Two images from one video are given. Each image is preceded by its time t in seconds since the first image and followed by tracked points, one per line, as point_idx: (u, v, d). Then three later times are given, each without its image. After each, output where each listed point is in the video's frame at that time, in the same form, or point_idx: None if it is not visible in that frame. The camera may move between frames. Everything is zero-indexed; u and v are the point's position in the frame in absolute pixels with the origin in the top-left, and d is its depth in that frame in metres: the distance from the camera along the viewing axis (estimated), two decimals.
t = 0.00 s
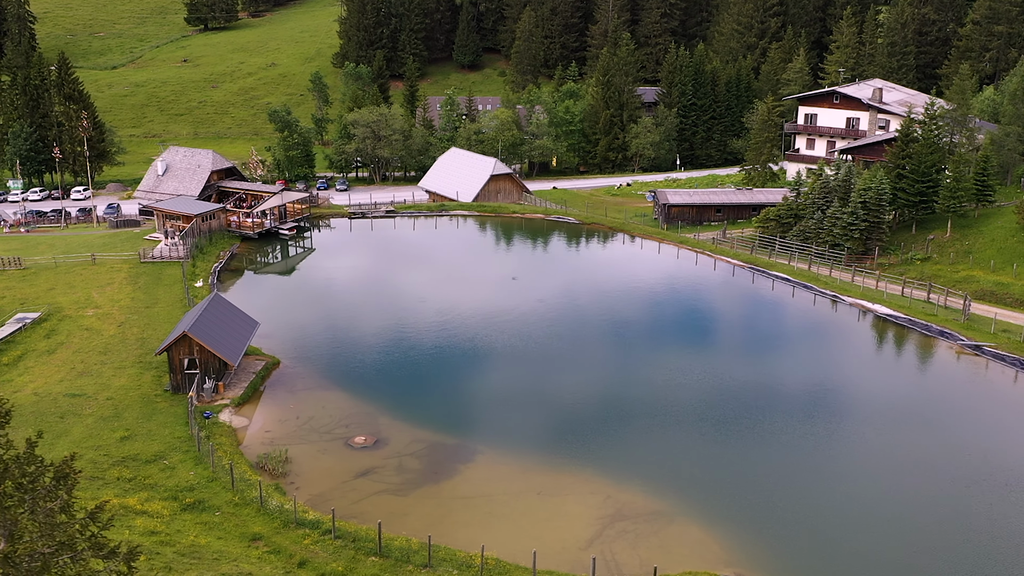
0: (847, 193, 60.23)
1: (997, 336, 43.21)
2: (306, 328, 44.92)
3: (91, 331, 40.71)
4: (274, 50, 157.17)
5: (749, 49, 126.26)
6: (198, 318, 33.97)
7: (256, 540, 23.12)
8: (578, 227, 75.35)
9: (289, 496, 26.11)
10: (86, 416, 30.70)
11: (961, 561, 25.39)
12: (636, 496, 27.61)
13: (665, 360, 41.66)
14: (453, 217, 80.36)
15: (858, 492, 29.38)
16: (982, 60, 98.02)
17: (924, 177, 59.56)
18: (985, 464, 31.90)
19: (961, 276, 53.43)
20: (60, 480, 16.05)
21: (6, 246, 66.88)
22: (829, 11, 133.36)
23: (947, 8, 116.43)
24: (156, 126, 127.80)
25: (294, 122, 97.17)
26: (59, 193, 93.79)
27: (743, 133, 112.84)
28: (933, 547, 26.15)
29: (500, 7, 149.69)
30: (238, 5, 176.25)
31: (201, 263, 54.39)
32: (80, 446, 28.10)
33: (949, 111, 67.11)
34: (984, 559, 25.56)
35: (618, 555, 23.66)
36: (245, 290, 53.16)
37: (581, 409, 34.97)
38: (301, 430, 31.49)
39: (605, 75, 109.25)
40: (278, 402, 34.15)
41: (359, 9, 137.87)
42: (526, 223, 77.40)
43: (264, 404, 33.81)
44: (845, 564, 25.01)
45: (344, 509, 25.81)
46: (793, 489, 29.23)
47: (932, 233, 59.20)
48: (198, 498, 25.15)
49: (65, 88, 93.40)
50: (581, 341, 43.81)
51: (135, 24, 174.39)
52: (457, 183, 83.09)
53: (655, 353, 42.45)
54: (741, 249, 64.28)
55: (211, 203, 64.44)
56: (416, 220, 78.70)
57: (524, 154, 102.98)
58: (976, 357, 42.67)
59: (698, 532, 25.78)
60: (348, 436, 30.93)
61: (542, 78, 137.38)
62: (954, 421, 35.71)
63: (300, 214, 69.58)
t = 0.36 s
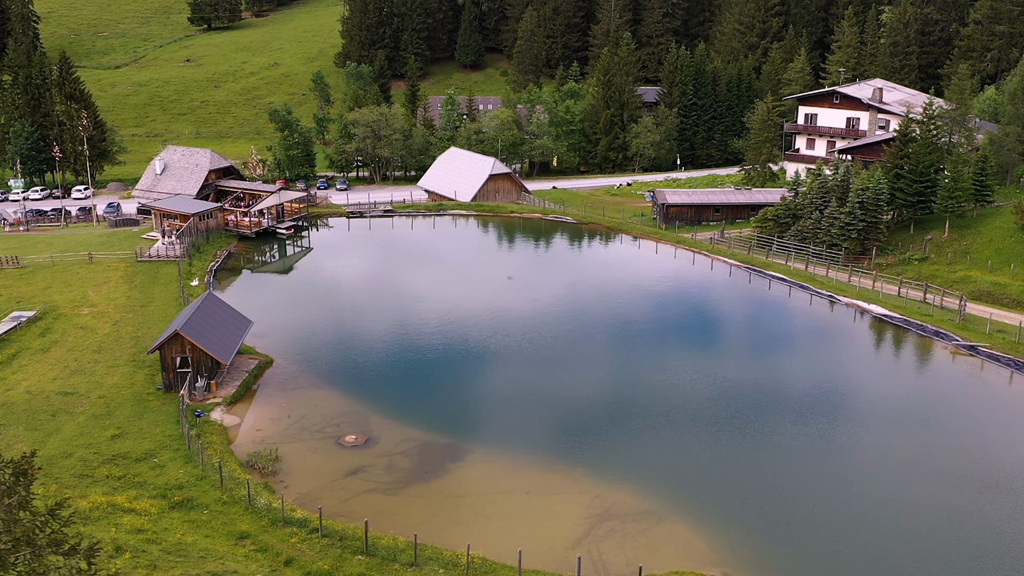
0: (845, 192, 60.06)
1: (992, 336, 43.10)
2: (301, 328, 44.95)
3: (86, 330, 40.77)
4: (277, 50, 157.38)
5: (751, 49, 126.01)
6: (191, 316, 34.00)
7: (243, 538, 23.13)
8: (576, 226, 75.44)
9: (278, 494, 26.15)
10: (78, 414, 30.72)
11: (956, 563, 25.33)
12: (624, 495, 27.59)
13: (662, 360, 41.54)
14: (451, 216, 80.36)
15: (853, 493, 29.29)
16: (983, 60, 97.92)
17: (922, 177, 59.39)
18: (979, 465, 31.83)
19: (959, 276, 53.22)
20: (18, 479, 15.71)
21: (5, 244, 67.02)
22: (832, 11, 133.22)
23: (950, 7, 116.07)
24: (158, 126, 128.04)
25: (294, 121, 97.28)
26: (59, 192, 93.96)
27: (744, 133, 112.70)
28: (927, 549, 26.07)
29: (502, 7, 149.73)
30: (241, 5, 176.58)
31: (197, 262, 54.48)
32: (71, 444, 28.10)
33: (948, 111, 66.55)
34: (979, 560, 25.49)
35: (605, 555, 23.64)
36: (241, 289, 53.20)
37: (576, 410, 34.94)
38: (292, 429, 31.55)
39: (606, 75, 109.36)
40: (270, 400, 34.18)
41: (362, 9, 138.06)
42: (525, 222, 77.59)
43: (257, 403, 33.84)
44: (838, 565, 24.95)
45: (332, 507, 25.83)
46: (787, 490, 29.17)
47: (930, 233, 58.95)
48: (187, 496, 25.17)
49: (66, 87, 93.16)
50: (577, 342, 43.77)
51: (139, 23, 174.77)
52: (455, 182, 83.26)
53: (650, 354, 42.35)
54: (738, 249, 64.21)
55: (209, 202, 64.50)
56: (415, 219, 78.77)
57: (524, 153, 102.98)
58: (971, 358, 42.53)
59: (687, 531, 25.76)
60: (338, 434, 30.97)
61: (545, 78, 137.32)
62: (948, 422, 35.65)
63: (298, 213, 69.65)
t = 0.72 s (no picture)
0: (843, 192, 59.89)
1: (987, 337, 42.99)
2: (297, 327, 45.06)
3: (81, 328, 40.81)
4: (281, 50, 157.50)
5: (753, 49, 125.79)
6: (184, 315, 34.06)
7: (231, 536, 23.15)
8: (574, 226, 75.44)
9: (267, 493, 26.18)
10: (70, 412, 30.77)
11: (948, 563, 25.31)
12: (613, 494, 27.62)
13: (657, 360, 41.52)
14: (449, 216, 80.32)
15: (846, 492, 29.28)
16: (985, 60, 97.65)
17: (921, 177, 59.23)
18: (972, 465, 31.83)
19: (957, 276, 53.02)
20: None
21: (5, 243, 67.11)
22: (834, 11, 133.05)
23: (953, 7, 115.69)
24: (161, 125, 128.17)
25: (295, 121, 97.32)
26: (60, 191, 94.11)
27: (744, 134, 112.57)
28: (919, 549, 26.07)
29: (505, 7, 149.70)
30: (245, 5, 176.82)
31: (194, 262, 54.60)
32: (61, 442, 28.15)
33: (947, 111, 66.04)
34: (971, 560, 25.50)
35: (592, 554, 23.64)
36: (237, 289, 53.26)
37: (571, 409, 34.92)
38: (283, 427, 31.62)
39: (607, 75, 109.42)
40: (262, 399, 34.27)
41: (365, 9, 138.18)
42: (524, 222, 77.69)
43: (248, 402, 33.89)
44: (830, 565, 24.94)
45: (322, 505, 25.87)
46: (780, 490, 29.18)
47: (928, 233, 58.71)
48: (176, 494, 25.19)
49: (68, 87, 93.38)
50: (572, 341, 43.76)
51: (144, 23, 175.08)
52: (454, 182, 83.35)
53: (646, 354, 42.33)
54: (736, 249, 64.14)
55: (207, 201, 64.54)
56: (413, 219, 78.85)
57: (525, 153, 102.99)
58: (966, 358, 42.38)
59: (676, 531, 25.76)
60: (329, 433, 31.03)
61: (547, 78, 137.20)
62: (941, 423, 35.61)
63: (296, 212, 69.75)
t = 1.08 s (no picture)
0: (842, 192, 59.81)
1: (983, 337, 42.85)
2: (292, 326, 45.15)
3: (77, 327, 40.84)
4: (284, 49, 157.67)
5: (755, 49, 125.54)
6: (177, 314, 34.10)
7: (218, 535, 23.16)
8: (572, 226, 75.44)
9: (256, 491, 26.20)
10: (62, 410, 30.79)
11: (938, 563, 25.33)
12: (601, 493, 27.65)
13: (651, 360, 41.50)
14: (448, 215, 80.28)
15: (838, 492, 29.28)
16: (987, 60, 97.37)
17: (920, 177, 59.04)
18: (966, 466, 31.77)
19: (955, 277, 52.77)
20: None
21: (5, 242, 67.20)
22: (837, 11, 132.87)
23: (957, 7, 115.36)
24: (164, 125, 128.36)
25: (296, 120, 97.37)
26: (62, 190, 94.31)
27: (746, 134, 112.46)
28: (909, 549, 26.08)
29: (508, 7, 149.69)
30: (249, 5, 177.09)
31: (191, 260, 54.77)
32: (53, 440, 28.17)
33: (946, 111, 65.71)
34: (961, 560, 25.51)
35: (580, 554, 23.63)
36: (234, 288, 53.32)
37: (563, 410, 34.91)
38: (275, 426, 31.71)
39: (609, 75, 109.45)
40: (254, 398, 34.33)
41: (367, 8, 138.33)
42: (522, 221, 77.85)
43: (241, 401, 33.93)
44: (820, 564, 24.94)
45: (311, 504, 25.89)
46: (771, 490, 29.20)
47: (927, 234, 58.47)
48: (165, 493, 25.22)
49: (70, 86, 93.90)
50: (567, 342, 43.69)
51: (148, 23, 175.41)
52: (452, 181, 83.65)
53: (640, 354, 42.22)
54: (734, 249, 64.07)
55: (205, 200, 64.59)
56: (412, 218, 78.91)
57: (526, 153, 102.99)
58: (962, 359, 42.23)
59: (664, 530, 25.75)
60: (321, 432, 31.12)
61: (550, 78, 137.08)
62: (935, 425, 35.48)
63: (295, 211, 69.91)
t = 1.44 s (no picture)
0: (841, 192, 59.71)
1: (979, 338, 42.71)
2: (287, 326, 45.18)
3: (72, 325, 40.90)
4: (288, 49, 157.90)
5: (758, 49, 125.39)
6: (170, 312, 34.18)
7: (206, 532, 23.19)
8: (570, 225, 75.37)
9: (245, 489, 26.27)
10: (55, 408, 30.85)
11: (929, 563, 25.31)
12: (591, 493, 27.66)
13: (646, 360, 41.42)
14: (447, 215, 80.27)
15: (830, 492, 29.26)
16: (990, 60, 97.12)
17: (918, 177, 58.51)
18: (960, 467, 31.69)
19: (953, 277, 52.53)
20: None
21: (5, 241, 67.32)
22: (841, 11, 132.80)
23: (960, 7, 115.07)
24: (167, 124, 128.59)
25: (298, 120, 97.41)
26: (64, 189, 94.45)
27: (747, 134, 112.08)
28: (900, 549, 26.06)
29: (511, 6, 149.70)
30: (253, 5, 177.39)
31: (189, 259, 54.87)
32: (44, 438, 28.24)
33: (946, 111, 65.42)
34: (953, 561, 25.47)
35: (568, 553, 23.63)
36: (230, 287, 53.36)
37: (556, 410, 34.92)
38: (266, 424, 31.83)
39: (610, 74, 109.51)
40: (247, 396, 34.43)
41: (371, 8, 138.48)
42: (520, 221, 77.76)
43: (233, 399, 34.04)
44: (810, 563, 24.92)
45: (300, 502, 25.94)
46: (764, 490, 29.17)
47: (926, 234, 58.29)
48: (154, 490, 25.26)
49: (72, 86, 94.25)
50: (562, 342, 43.62)
51: (153, 23, 175.75)
52: (451, 180, 83.85)
53: (634, 355, 42.11)
54: (732, 249, 63.90)
55: (204, 199, 64.70)
56: (411, 217, 78.92)
57: (527, 153, 102.99)
58: (958, 360, 42.05)
59: (653, 529, 25.75)
60: (312, 430, 31.22)
61: (553, 78, 137.05)
62: (930, 426, 35.33)
63: (293, 210, 69.98)
